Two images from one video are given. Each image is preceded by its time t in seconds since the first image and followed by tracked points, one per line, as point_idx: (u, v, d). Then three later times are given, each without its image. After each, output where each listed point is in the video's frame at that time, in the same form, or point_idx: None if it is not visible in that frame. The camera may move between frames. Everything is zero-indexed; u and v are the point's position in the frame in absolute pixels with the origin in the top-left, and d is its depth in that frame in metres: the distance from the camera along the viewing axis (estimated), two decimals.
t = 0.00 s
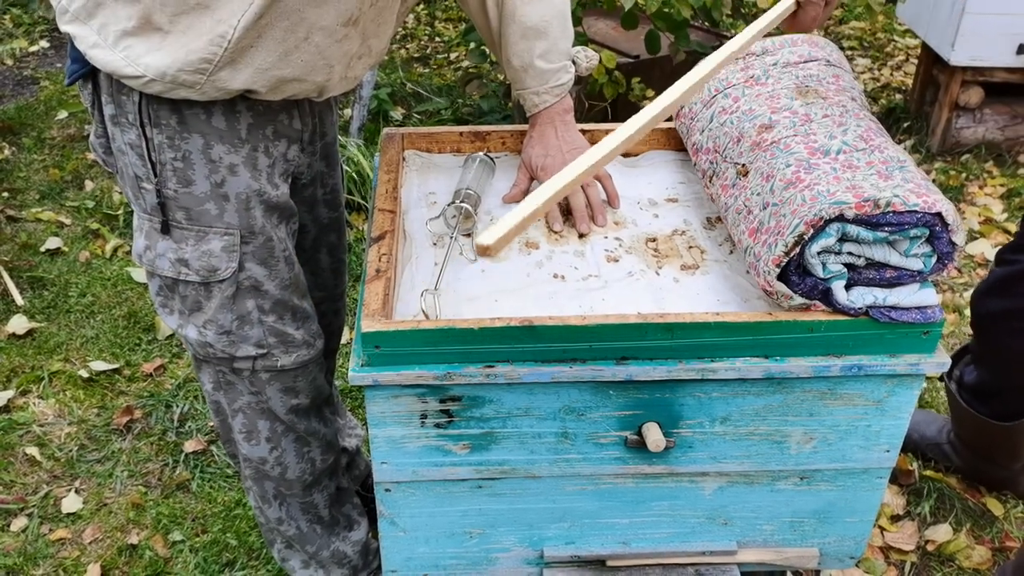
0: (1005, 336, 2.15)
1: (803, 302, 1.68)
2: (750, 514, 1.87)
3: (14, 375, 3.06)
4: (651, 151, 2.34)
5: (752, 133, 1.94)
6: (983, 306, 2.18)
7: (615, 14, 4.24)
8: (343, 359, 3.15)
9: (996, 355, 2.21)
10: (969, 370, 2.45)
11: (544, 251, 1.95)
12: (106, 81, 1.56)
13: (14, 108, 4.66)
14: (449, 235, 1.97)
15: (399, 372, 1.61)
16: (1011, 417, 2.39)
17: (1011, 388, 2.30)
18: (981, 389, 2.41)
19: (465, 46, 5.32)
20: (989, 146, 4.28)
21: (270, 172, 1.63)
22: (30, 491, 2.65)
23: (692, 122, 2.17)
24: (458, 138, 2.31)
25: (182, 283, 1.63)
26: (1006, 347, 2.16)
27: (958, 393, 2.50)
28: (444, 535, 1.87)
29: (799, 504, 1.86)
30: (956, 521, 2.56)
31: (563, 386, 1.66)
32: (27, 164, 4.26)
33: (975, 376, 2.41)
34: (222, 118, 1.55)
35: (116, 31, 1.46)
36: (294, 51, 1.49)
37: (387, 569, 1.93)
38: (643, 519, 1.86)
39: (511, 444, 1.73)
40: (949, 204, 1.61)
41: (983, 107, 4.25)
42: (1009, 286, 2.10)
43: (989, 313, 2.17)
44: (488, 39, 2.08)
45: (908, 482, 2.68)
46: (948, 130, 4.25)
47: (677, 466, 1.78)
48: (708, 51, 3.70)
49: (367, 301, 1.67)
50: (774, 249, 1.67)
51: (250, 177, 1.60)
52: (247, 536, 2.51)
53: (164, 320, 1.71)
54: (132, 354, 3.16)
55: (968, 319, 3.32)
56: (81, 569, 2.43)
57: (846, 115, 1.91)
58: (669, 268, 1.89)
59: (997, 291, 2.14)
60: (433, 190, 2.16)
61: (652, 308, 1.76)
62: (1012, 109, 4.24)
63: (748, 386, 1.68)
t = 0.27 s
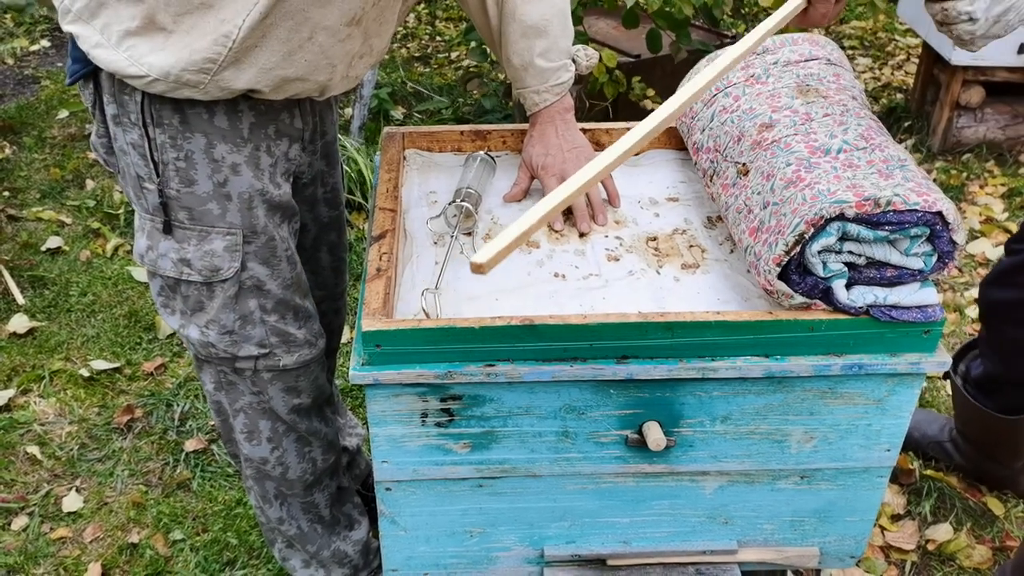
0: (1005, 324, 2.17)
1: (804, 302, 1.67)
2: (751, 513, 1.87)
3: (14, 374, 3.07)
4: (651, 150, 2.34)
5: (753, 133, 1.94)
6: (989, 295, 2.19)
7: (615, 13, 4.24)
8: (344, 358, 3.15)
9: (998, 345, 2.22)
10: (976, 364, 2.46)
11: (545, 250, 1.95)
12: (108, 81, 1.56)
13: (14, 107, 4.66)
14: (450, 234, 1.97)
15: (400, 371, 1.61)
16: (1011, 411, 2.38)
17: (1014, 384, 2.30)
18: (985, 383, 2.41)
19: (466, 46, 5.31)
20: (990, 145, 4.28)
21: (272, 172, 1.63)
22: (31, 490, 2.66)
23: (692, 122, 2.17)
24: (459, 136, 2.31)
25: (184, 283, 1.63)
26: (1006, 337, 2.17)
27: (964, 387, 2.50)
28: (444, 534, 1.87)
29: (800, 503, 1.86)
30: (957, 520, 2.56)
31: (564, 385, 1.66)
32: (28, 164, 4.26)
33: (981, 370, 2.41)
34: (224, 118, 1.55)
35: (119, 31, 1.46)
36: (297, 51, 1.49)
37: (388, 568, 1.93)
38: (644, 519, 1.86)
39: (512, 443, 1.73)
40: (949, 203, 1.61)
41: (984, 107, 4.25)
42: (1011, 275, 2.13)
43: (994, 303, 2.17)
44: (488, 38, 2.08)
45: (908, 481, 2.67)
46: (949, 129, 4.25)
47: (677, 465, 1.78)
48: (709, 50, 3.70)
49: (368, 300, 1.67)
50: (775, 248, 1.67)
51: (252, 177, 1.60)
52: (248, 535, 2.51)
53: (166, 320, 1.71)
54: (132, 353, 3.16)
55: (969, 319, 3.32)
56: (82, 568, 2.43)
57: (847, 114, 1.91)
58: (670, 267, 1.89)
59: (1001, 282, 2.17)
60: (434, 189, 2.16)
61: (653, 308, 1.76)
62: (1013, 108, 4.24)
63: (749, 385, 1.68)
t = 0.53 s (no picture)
0: (1002, 320, 2.15)
1: (804, 301, 1.67)
2: (751, 513, 1.87)
3: (14, 373, 3.07)
4: (652, 149, 2.34)
5: (753, 133, 1.94)
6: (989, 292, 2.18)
7: (615, 13, 4.24)
8: (344, 357, 3.15)
9: (995, 342, 2.20)
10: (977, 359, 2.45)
11: (545, 249, 1.95)
12: (109, 80, 1.56)
13: (15, 107, 4.66)
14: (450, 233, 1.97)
15: (400, 370, 1.61)
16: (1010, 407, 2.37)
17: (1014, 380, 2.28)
18: (985, 379, 2.39)
19: (466, 45, 5.31)
20: (991, 145, 4.28)
21: (273, 171, 1.63)
22: (31, 489, 2.66)
23: (693, 121, 2.17)
24: (460, 136, 2.30)
25: (184, 282, 1.63)
26: (1004, 332, 2.15)
27: (964, 385, 2.50)
28: (444, 533, 1.87)
29: (800, 503, 1.86)
30: (957, 520, 2.56)
31: (564, 385, 1.66)
32: (28, 163, 4.26)
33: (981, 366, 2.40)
34: (225, 117, 1.55)
35: (121, 30, 1.45)
36: (299, 51, 1.49)
37: (387, 568, 1.93)
38: (643, 518, 1.86)
39: (512, 443, 1.73)
40: (949, 202, 1.61)
41: (985, 106, 4.24)
42: (1011, 271, 2.12)
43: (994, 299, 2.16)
44: (487, 38, 2.08)
45: (909, 481, 2.67)
46: (950, 129, 4.25)
47: (677, 465, 1.78)
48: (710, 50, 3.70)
49: (369, 300, 1.67)
50: (775, 248, 1.67)
51: (253, 176, 1.60)
52: (248, 535, 2.51)
53: (166, 320, 1.71)
54: (133, 352, 3.17)
55: (969, 319, 3.32)
56: (82, 567, 2.43)
57: (847, 114, 1.91)
58: (670, 267, 1.89)
59: (1001, 277, 2.15)
60: (434, 189, 2.16)
61: (653, 307, 1.76)
62: (1014, 108, 4.24)
63: (749, 384, 1.68)
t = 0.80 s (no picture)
0: (1000, 322, 2.17)
1: (804, 302, 1.68)
2: (751, 513, 1.87)
3: (16, 372, 3.07)
4: (652, 150, 2.34)
5: (753, 133, 1.94)
6: (988, 294, 2.19)
7: (615, 13, 4.25)
8: (345, 357, 3.15)
9: (993, 343, 2.22)
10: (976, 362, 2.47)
11: (546, 249, 1.95)
12: (114, 81, 1.56)
13: (17, 107, 4.67)
14: (451, 233, 1.98)
15: (400, 370, 1.62)
16: (1007, 410, 2.39)
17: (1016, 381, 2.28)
18: (984, 381, 2.41)
19: (467, 45, 5.32)
20: (991, 145, 4.28)
21: (277, 171, 1.64)
22: (33, 488, 2.66)
23: (693, 122, 2.17)
24: (461, 136, 2.31)
25: (189, 282, 1.63)
26: (1004, 335, 2.16)
27: (963, 386, 2.51)
28: (444, 533, 1.87)
29: (800, 502, 1.86)
30: (957, 520, 2.56)
31: (564, 385, 1.67)
32: (30, 162, 4.27)
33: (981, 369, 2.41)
34: (230, 117, 1.55)
35: (128, 30, 1.46)
36: (306, 51, 1.50)
37: (388, 567, 1.94)
38: (643, 518, 1.87)
39: (512, 443, 1.74)
40: (949, 203, 1.61)
41: (985, 106, 4.24)
42: (1010, 274, 2.12)
43: (993, 302, 2.17)
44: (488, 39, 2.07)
45: (908, 481, 2.68)
46: (950, 129, 4.25)
47: (677, 465, 1.78)
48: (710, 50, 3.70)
49: (369, 300, 1.68)
50: (775, 249, 1.67)
51: (258, 176, 1.60)
52: (248, 534, 2.52)
53: (170, 320, 1.72)
54: (134, 352, 3.17)
55: (969, 319, 3.32)
56: (83, 566, 2.43)
57: (847, 115, 1.91)
58: (670, 267, 1.89)
59: (1000, 280, 2.16)
60: (435, 189, 2.16)
61: (653, 307, 1.77)
62: (1014, 108, 4.24)
63: (750, 384, 1.68)
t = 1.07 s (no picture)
0: (1000, 322, 2.18)
1: (804, 302, 1.68)
2: (751, 513, 1.87)
3: (16, 372, 3.07)
4: (652, 150, 2.34)
5: (753, 133, 1.94)
6: (988, 295, 2.20)
7: (616, 13, 4.24)
8: (345, 356, 3.15)
9: (994, 343, 2.23)
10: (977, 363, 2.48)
11: (546, 249, 1.95)
12: (122, 79, 1.56)
13: (17, 106, 4.67)
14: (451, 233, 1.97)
15: (400, 370, 1.62)
16: (1010, 410, 2.39)
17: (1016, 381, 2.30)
18: (986, 381, 2.41)
19: (468, 45, 5.32)
20: (992, 145, 4.28)
21: (284, 169, 1.64)
22: (33, 488, 2.66)
23: (693, 122, 2.17)
24: (461, 136, 2.31)
25: (196, 281, 1.63)
26: (1004, 335, 2.17)
27: (964, 387, 2.51)
28: (444, 533, 1.87)
29: (800, 503, 1.86)
30: (958, 520, 2.56)
31: (565, 385, 1.66)
32: (31, 162, 4.27)
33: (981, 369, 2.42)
34: (238, 116, 1.55)
35: (131, 31, 1.46)
36: (311, 51, 1.51)
37: (388, 567, 1.94)
38: (643, 518, 1.87)
39: (512, 443, 1.74)
40: (949, 203, 1.61)
41: (986, 106, 4.24)
42: (1010, 274, 2.13)
43: (993, 302, 2.18)
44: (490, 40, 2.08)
45: (909, 481, 2.67)
46: (951, 129, 4.25)
47: (677, 465, 1.78)
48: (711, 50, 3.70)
49: (369, 300, 1.68)
50: (775, 249, 1.67)
51: (266, 174, 1.61)
52: (248, 533, 2.52)
53: (177, 320, 1.71)
54: (134, 351, 3.17)
55: (970, 319, 3.32)
56: (83, 566, 2.43)
57: (847, 115, 1.91)
58: (670, 267, 1.89)
59: (1000, 280, 2.17)
60: (435, 189, 2.16)
61: (653, 307, 1.77)
62: (1015, 108, 4.24)
63: (750, 384, 1.68)
